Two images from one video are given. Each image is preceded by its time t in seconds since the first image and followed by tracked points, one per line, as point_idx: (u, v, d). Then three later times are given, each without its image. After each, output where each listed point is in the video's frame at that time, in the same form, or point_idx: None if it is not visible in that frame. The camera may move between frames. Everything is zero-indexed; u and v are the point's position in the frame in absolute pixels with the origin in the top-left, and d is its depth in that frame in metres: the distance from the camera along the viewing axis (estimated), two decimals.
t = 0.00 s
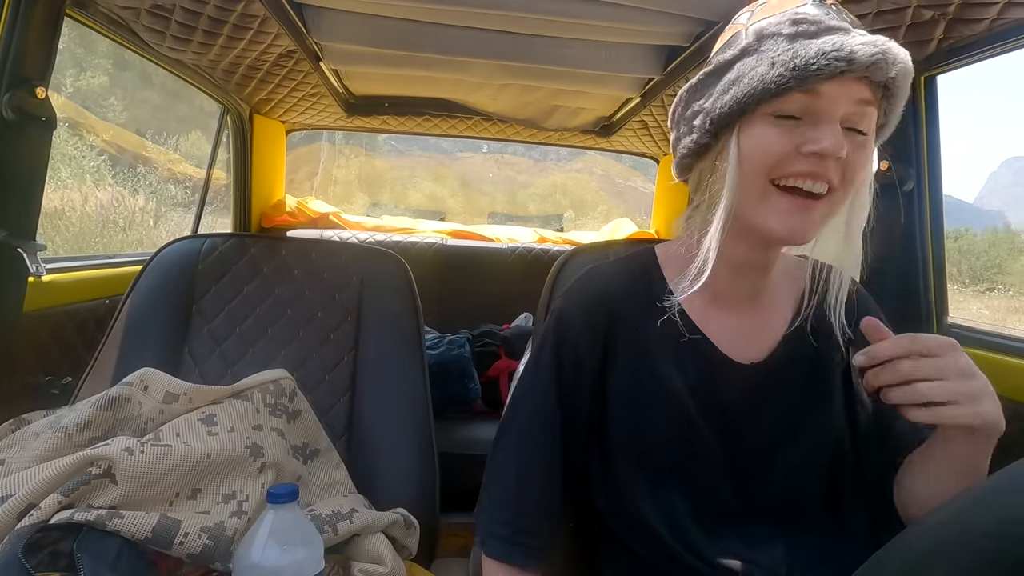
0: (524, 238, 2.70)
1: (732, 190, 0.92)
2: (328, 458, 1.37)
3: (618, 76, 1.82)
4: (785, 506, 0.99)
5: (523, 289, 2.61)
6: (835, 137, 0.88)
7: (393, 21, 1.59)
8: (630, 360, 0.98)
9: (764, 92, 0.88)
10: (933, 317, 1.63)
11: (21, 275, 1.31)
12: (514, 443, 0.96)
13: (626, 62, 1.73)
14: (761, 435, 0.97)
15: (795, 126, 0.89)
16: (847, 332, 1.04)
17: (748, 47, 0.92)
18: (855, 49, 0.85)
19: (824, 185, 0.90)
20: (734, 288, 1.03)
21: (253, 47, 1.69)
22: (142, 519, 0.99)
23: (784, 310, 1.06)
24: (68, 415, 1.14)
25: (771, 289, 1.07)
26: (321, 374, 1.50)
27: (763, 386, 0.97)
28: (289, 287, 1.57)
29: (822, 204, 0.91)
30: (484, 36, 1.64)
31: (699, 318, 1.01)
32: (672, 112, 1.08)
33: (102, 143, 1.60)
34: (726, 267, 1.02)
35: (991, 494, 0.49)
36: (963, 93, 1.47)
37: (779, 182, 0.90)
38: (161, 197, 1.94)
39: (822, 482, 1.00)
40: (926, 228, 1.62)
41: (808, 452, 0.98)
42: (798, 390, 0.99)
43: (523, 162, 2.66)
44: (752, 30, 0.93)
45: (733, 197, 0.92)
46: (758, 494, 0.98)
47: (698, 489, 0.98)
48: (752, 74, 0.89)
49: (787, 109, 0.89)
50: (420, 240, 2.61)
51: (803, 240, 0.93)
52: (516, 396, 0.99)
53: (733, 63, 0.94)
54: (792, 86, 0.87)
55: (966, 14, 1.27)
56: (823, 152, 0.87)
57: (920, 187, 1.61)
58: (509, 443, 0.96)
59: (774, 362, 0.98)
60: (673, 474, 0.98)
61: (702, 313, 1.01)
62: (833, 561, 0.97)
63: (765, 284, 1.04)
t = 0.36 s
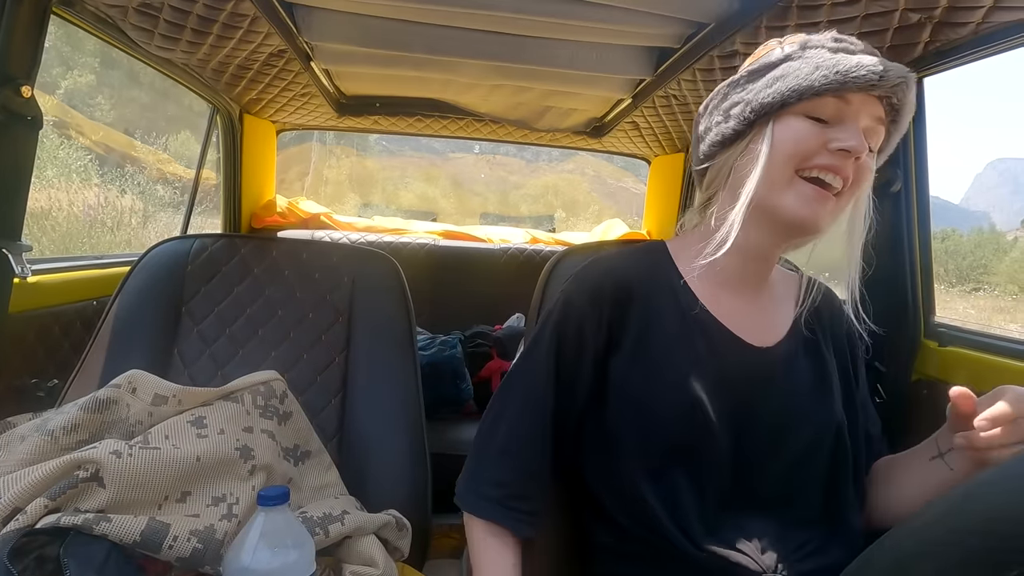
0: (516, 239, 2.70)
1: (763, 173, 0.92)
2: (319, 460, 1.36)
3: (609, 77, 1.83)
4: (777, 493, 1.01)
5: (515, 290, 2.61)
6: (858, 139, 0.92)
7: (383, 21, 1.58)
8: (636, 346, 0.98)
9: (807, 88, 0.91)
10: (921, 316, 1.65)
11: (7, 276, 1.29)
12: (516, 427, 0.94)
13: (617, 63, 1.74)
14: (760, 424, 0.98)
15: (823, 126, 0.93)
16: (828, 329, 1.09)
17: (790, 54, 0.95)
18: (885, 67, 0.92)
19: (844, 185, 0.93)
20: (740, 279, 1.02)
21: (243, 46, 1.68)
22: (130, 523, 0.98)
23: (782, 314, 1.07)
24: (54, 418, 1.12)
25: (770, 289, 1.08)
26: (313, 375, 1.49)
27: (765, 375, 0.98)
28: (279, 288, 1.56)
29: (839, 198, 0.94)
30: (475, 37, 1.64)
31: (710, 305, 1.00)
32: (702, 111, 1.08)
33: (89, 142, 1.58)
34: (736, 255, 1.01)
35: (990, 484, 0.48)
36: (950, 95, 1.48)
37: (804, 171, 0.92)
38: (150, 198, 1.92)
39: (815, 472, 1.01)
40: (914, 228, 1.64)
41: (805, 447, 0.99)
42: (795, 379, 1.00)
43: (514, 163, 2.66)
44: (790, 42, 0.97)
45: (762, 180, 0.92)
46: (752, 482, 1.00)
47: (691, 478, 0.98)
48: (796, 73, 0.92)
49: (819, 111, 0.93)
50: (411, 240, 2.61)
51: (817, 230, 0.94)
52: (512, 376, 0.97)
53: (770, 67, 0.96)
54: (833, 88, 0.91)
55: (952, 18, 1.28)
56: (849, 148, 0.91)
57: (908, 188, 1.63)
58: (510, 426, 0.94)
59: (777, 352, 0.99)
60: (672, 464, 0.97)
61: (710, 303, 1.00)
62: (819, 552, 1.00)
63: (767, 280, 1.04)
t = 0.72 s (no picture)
0: (506, 240, 2.70)
1: (747, 172, 0.94)
2: (308, 462, 1.35)
3: (600, 78, 1.83)
4: (764, 490, 1.00)
5: (505, 291, 2.62)
6: (840, 139, 0.93)
7: (372, 21, 1.58)
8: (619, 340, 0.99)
9: (793, 90, 0.92)
10: (906, 315, 1.68)
11: None
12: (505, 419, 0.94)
13: (607, 65, 1.75)
14: (745, 419, 0.98)
15: (806, 126, 0.94)
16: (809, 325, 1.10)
17: (775, 56, 0.96)
18: (867, 72, 0.93)
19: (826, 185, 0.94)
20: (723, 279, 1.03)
21: (230, 46, 1.67)
22: (116, 528, 0.96)
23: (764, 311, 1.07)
24: (36, 422, 1.10)
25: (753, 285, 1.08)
26: (302, 377, 1.48)
27: (746, 368, 0.98)
28: (268, 290, 1.55)
29: (821, 198, 0.95)
30: (465, 38, 1.64)
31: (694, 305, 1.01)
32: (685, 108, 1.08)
33: (72, 142, 1.56)
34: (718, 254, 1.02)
35: (981, 476, 0.46)
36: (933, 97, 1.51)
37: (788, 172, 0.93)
38: (135, 198, 1.89)
39: (799, 467, 1.01)
40: (898, 230, 1.66)
41: (789, 443, 1.00)
42: (779, 373, 1.01)
43: (504, 164, 2.67)
44: (774, 44, 0.98)
45: (746, 179, 0.93)
46: (738, 477, 0.99)
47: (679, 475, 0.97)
48: (781, 75, 0.93)
49: (804, 113, 0.94)
50: (401, 242, 2.59)
51: (799, 228, 0.95)
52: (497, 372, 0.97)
53: (754, 68, 0.97)
54: (817, 90, 0.92)
55: (935, 22, 1.30)
56: (832, 149, 0.92)
57: (892, 190, 1.65)
58: (501, 418, 0.94)
59: (760, 347, 1.00)
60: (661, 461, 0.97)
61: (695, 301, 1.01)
62: (808, 551, 1.00)
63: (748, 279, 1.05)
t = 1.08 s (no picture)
0: (498, 241, 2.70)
1: (758, 181, 0.95)
2: (299, 465, 1.34)
3: (592, 80, 1.84)
4: (763, 492, 1.01)
5: (497, 292, 2.62)
6: (849, 143, 0.94)
7: (364, 22, 1.57)
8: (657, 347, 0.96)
9: (799, 94, 0.92)
10: (895, 315, 1.69)
11: None
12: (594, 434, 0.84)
13: (598, 67, 1.75)
14: (749, 423, 0.99)
15: (816, 130, 0.95)
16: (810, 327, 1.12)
17: (779, 54, 0.96)
18: (874, 70, 0.94)
19: (836, 189, 0.96)
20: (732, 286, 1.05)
21: (219, 45, 1.66)
22: (103, 533, 0.95)
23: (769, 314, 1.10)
24: (22, 426, 1.08)
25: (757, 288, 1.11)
26: (293, 379, 1.47)
27: (750, 375, 0.99)
28: (258, 291, 1.54)
29: (832, 203, 0.97)
30: (457, 39, 1.64)
31: (703, 316, 1.02)
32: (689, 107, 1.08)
33: (57, 141, 1.55)
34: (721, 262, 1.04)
35: (966, 475, 0.45)
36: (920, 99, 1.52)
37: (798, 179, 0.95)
38: (122, 198, 1.87)
39: (796, 469, 1.02)
40: (886, 231, 1.68)
41: (786, 448, 1.01)
42: (778, 378, 1.03)
43: (496, 164, 2.67)
44: (778, 41, 0.98)
45: (758, 189, 0.94)
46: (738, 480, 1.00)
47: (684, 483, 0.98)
48: (788, 77, 0.93)
49: (813, 116, 0.95)
50: (393, 243, 2.58)
51: (809, 235, 0.97)
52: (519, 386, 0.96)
53: (759, 69, 0.97)
54: (825, 92, 0.92)
55: (922, 26, 1.31)
56: (843, 154, 0.93)
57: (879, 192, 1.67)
58: (601, 423, 0.81)
59: (764, 354, 1.02)
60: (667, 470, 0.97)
61: (702, 312, 1.03)
62: (806, 552, 0.99)
63: (753, 284, 1.07)
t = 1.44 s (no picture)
0: (495, 241, 2.70)
1: (772, 194, 0.95)
2: (295, 466, 1.33)
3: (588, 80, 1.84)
4: (761, 492, 1.01)
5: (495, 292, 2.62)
6: (865, 159, 0.94)
7: (360, 22, 1.57)
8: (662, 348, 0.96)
9: (816, 107, 0.92)
10: (890, 315, 1.70)
11: None
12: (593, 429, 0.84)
13: (595, 67, 1.76)
14: (748, 424, 1.00)
15: (832, 144, 0.95)
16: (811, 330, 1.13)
17: (801, 59, 0.95)
18: (895, 83, 0.94)
19: (845, 204, 0.97)
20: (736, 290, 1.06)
21: (215, 45, 1.65)
22: (99, 534, 0.94)
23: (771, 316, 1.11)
24: (16, 428, 1.07)
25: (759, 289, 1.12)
26: (289, 380, 1.47)
27: (751, 378, 1.00)
28: (255, 292, 1.53)
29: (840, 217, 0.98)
30: (454, 39, 1.64)
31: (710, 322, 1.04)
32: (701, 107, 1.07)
33: (52, 141, 1.54)
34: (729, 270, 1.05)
35: (961, 473, 0.44)
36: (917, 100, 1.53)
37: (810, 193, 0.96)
38: (117, 198, 1.86)
39: (795, 471, 1.02)
40: (881, 232, 1.69)
41: (784, 450, 1.02)
42: (777, 380, 1.03)
43: (493, 165, 2.67)
44: (800, 45, 0.97)
45: (772, 202, 0.95)
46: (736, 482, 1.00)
47: (686, 487, 0.98)
48: (808, 86, 0.93)
49: (830, 130, 0.95)
50: (390, 243, 2.58)
51: (817, 249, 0.98)
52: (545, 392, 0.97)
53: (779, 74, 0.96)
54: (845, 104, 0.92)
55: (917, 27, 1.32)
56: (858, 170, 0.93)
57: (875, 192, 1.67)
58: (598, 411, 0.81)
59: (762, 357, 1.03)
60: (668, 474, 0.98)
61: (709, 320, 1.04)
62: (807, 555, 0.98)
63: (757, 289, 1.08)
